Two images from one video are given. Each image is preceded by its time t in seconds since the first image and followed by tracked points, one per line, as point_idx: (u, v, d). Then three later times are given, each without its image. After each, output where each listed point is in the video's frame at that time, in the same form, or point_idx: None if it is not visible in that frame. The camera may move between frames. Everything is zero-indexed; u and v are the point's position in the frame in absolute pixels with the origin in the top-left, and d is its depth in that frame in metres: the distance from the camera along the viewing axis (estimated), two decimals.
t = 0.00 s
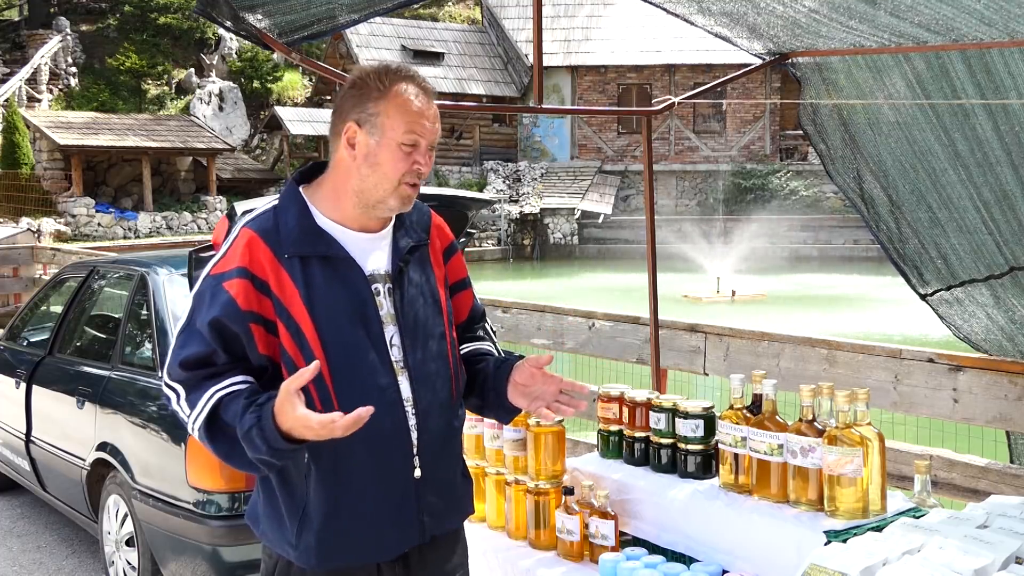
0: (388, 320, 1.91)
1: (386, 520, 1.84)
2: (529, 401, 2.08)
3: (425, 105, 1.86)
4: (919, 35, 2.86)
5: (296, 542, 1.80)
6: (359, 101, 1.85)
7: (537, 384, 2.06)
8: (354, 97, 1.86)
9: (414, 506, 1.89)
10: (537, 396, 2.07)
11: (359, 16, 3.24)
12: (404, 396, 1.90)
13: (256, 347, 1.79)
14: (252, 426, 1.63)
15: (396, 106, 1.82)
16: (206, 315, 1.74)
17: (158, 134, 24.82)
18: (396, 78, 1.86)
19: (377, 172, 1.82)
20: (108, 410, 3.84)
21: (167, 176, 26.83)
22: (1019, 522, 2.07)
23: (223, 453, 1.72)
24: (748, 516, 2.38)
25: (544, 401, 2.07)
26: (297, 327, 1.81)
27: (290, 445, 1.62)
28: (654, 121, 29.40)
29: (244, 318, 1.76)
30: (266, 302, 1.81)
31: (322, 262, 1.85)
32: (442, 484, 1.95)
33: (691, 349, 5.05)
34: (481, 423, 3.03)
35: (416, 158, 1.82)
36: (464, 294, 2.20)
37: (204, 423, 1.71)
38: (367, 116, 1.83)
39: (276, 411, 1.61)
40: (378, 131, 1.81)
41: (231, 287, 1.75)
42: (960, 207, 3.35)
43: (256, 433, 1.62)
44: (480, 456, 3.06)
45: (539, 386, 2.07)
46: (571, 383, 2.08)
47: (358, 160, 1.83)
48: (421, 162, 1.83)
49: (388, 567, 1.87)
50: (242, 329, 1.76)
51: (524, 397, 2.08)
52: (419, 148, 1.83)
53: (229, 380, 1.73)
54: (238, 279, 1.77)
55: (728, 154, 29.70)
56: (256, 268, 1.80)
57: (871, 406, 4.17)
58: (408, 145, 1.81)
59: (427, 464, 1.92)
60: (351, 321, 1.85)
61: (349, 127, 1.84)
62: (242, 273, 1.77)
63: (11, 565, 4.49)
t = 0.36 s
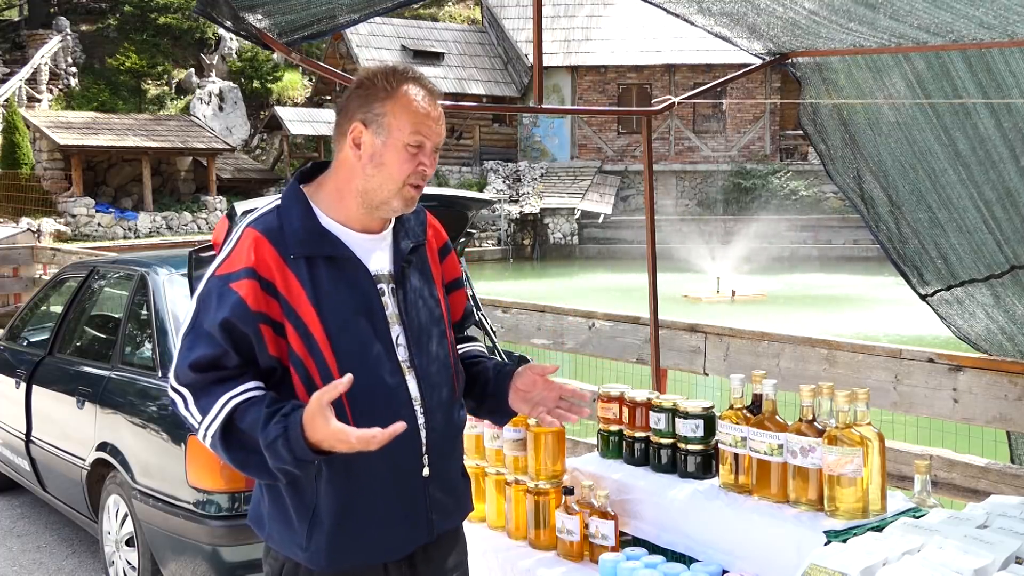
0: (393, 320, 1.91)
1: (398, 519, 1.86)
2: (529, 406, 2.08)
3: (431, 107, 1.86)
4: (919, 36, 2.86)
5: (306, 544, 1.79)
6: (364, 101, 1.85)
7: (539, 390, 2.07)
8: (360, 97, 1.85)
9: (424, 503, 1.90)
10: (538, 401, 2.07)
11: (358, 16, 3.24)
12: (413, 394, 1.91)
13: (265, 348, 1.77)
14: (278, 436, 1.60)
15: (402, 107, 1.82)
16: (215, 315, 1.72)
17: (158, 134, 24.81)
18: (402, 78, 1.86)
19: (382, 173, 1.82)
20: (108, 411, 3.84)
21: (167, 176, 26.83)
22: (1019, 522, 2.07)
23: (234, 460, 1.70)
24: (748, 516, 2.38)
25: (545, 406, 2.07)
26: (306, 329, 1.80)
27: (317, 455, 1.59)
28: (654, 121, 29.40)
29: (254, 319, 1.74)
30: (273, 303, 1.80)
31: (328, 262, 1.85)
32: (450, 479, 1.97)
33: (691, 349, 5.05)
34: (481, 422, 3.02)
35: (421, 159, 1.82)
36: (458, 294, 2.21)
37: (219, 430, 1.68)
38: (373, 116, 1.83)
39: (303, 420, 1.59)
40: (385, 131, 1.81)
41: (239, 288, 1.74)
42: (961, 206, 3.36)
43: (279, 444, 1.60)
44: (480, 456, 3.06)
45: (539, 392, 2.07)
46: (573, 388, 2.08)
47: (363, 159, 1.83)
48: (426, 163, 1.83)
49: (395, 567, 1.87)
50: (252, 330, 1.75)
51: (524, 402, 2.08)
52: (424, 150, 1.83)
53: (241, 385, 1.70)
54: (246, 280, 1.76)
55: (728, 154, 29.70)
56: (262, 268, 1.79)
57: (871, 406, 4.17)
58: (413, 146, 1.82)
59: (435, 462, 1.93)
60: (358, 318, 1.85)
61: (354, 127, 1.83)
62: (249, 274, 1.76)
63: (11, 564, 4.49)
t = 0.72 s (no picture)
0: (397, 317, 1.91)
1: (411, 517, 1.86)
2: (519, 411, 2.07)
3: (421, 97, 1.87)
4: (918, 37, 2.85)
5: (319, 546, 1.78)
6: (355, 95, 1.85)
7: (527, 395, 2.06)
8: (351, 91, 1.86)
9: (433, 500, 1.91)
10: (527, 406, 2.07)
11: (358, 17, 3.24)
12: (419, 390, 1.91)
13: (280, 345, 1.75)
14: (309, 428, 1.58)
15: (393, 97, 1.83)
16: (226, 315, 1.70)
17: (158, 134, 24.81)
18: (391, 72, 1.87)
19: (379, 166, 1.82)
20: (108, 411, 3.84)
21: (167, 176, 26.84)
22: (1019, 522, 2.07)
23: (253, 460, 1.65)
24: (748, 516, 2.38)
25: (533, 413, 2.07)
26: (314, 329, 1.80)
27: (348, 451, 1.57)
28: (654, 121, 29.40)
29: (268, 317, 1.73)
30: (281, 302, 1.78)
31: (330, 261, 1.84)
32: (459, 474, 1.99)
33: (691, 349, 5.05)
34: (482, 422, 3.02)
35: (417, 148, 1.83)
36: (453, 291, 2.20)
37: (242, 430, 1.63)
38: (365, 109, 1.83)
39: (337, 409, 1.57)
40: (378, 123, 1.81)
41: (249, 287, 1.73)
42: (962, 205, 3.36)
43: (314, 436, 1.57)
44: (480, 456, 3.06)
45: (528, 397, 2.07)
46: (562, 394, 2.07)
47: (358, 153, 1.83)
48: (422, 152, 1.84)
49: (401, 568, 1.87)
50: (265, 327, 1.73)
51: (513, 405, 2.07)
52: (419, 140, 1.83)
53: (258, 385, 1.68)
54: (255, 279, 1.74)
55: (728, 154, 29.68)
56: (267, 265, 1.77)
57: (871, 406, 4.17)
58: (408, 135, 1.82)
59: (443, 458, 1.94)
60: (365, 310, 1.85)
61: (347, 121, 1.83)
62: (257, 273, 1.74)
63: (11, 564, 4.49)
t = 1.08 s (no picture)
0: (399, 317, 1.91)
1: (405, 516, 1.86)
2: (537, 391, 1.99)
3: (419, 92, 1.86)
4: (918, 37, 2.85)
5: (314, 543, 1.78)
6: (353, 93, 1.85)
7: (541, 374, 1.99)
8: (350, 90, 1.86)
9: (431, 499, 1.91)
10: (543, 385, 1.99)
11: (358, 16, 3.25)
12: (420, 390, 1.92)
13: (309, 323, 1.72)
14: (394, 350, 1.54)
15: (392, 92, 1.82)
16: (258, 287, 1.66)
17: (157, 134, 24.81)
18: (390, 69, 1.86)
19: (378, 160, 1.81)
20: (108, 410, 3.84)
21: (167, 176, 26.84)
22: (1020, 522, 2.07)
23: (325, 406, 1.54)
24: (748, 517, 2.38)
25: (550, 391, 1.99)
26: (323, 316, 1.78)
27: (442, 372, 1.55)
28: (654, 121, 29.40)
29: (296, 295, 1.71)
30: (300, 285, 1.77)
31: (336, 256, 1.84)
32: (455, 473, 1.99)
33: (691, 349, 5.05)
34: (481, 422, 3.02)
35: (415, 144, 1.82)
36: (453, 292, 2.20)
37: (315, 372, 1.54)
38: (364, 106, 1.82)
39: (419, 329, 1.54)
40: (376, 120, 1.81)
41: (273, 267, 1.70)
42: (964, 203, 3.36)
43: (398, 358, 1.53)
44: (480, 456, 3.06)
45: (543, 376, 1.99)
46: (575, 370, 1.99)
47: (356, 150, 1.83)
48: (420, 148, 1.83)
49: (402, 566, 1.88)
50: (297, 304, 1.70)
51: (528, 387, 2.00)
52: (417, 136, 1.82)
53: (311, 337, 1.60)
54: (279, 260, 1.72)
55: (728, 154, 29.67)
56: (283, 247, 1.77)
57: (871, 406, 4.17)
58: (406, 131, 1.81)
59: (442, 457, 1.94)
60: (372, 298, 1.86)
61: (346, 119, 1.83)
62: (279, 256, 1.73)
63: (11, 565, 4.49)
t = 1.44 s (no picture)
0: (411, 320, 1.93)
1: (414, 518, 1.87)
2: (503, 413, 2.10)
3: (427, 92, 1.86)
4: (917, 37, 2.85)
5: (323, 541, 1.77)
6: (363, 92, 1.85)
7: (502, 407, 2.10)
8: (359, 89, 1.85)
9: (437, 501, 1.92)
10: (502, 421, 2.10)
11: (358, 16, 3.25)
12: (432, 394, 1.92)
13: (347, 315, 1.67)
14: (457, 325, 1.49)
15: (401, 92, 1.82)
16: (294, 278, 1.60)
17: (157, 134, 24.82)
18: (398, 67, 1.86)
19: (387, 159, 1.81)
20: (108, 411, 3.84)
21: (167, 176, 26.86)
22: (1019, 522, 2.07)
23: (385, 384, 1.48)
24: (748, 516, 2.38)
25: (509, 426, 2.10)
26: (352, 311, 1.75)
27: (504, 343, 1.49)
28: (653, 121, 29.39)
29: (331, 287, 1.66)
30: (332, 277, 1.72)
31: (356, 255, 1.82)
32: (461, 474, 2.01)
33: (691, 349, 5.05)
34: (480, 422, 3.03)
35: (424, 143, 1.81)
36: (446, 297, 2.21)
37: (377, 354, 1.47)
38: (373, 106, 1.82)
39: (481, 303, 1.51)
40: (386, 118, 1.81)
41: (302, 261, 1.66)
42: (962, 205, 3.36)
43: (463, 333, 1.48)
44: (480, 456, 3.06)
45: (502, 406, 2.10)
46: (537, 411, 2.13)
47: (366, 149, 1.82)
48: (429, 146, 1.82)
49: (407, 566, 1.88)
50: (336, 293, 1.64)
51: (486, 416, 2.09)
52: (426, 134, 1.82)
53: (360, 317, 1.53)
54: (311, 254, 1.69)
55: (728, 154, 29.67)
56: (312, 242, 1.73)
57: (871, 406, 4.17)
58: (416, 130, 1.81)
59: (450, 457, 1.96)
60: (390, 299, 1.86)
61: (356, 118, 1.83)
62: (311, 249, 1.70)
63: (11, 564, 4.50)
